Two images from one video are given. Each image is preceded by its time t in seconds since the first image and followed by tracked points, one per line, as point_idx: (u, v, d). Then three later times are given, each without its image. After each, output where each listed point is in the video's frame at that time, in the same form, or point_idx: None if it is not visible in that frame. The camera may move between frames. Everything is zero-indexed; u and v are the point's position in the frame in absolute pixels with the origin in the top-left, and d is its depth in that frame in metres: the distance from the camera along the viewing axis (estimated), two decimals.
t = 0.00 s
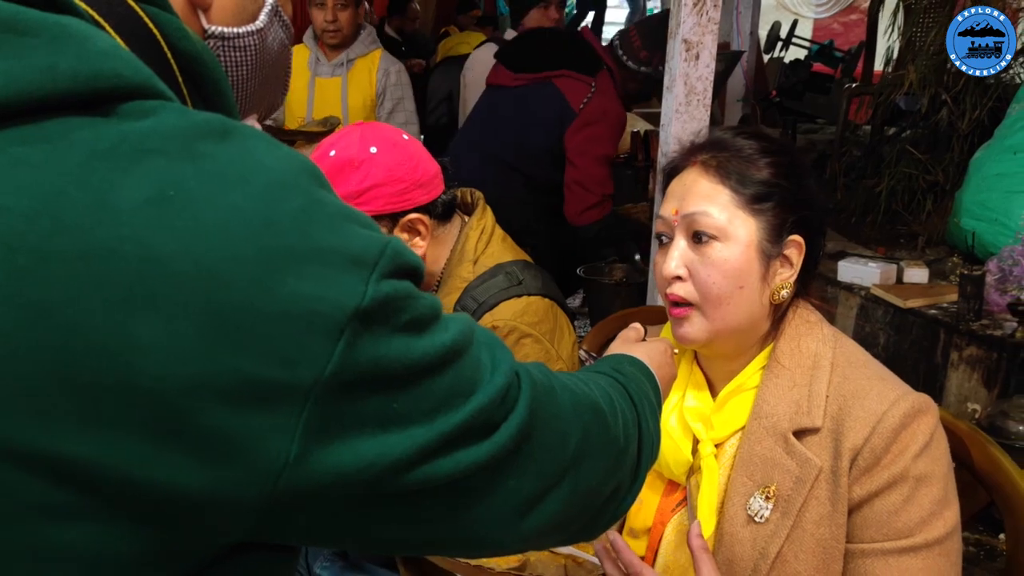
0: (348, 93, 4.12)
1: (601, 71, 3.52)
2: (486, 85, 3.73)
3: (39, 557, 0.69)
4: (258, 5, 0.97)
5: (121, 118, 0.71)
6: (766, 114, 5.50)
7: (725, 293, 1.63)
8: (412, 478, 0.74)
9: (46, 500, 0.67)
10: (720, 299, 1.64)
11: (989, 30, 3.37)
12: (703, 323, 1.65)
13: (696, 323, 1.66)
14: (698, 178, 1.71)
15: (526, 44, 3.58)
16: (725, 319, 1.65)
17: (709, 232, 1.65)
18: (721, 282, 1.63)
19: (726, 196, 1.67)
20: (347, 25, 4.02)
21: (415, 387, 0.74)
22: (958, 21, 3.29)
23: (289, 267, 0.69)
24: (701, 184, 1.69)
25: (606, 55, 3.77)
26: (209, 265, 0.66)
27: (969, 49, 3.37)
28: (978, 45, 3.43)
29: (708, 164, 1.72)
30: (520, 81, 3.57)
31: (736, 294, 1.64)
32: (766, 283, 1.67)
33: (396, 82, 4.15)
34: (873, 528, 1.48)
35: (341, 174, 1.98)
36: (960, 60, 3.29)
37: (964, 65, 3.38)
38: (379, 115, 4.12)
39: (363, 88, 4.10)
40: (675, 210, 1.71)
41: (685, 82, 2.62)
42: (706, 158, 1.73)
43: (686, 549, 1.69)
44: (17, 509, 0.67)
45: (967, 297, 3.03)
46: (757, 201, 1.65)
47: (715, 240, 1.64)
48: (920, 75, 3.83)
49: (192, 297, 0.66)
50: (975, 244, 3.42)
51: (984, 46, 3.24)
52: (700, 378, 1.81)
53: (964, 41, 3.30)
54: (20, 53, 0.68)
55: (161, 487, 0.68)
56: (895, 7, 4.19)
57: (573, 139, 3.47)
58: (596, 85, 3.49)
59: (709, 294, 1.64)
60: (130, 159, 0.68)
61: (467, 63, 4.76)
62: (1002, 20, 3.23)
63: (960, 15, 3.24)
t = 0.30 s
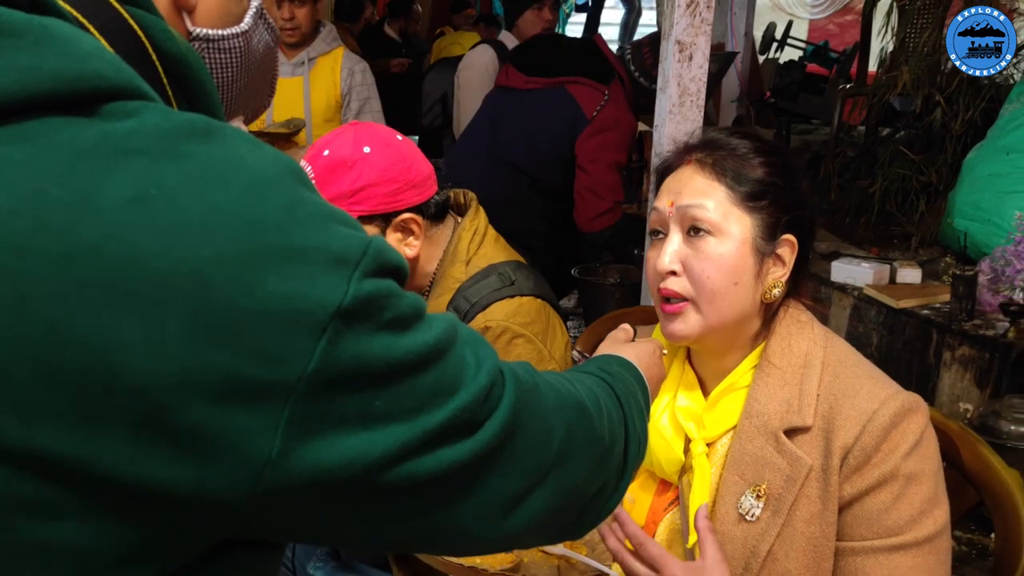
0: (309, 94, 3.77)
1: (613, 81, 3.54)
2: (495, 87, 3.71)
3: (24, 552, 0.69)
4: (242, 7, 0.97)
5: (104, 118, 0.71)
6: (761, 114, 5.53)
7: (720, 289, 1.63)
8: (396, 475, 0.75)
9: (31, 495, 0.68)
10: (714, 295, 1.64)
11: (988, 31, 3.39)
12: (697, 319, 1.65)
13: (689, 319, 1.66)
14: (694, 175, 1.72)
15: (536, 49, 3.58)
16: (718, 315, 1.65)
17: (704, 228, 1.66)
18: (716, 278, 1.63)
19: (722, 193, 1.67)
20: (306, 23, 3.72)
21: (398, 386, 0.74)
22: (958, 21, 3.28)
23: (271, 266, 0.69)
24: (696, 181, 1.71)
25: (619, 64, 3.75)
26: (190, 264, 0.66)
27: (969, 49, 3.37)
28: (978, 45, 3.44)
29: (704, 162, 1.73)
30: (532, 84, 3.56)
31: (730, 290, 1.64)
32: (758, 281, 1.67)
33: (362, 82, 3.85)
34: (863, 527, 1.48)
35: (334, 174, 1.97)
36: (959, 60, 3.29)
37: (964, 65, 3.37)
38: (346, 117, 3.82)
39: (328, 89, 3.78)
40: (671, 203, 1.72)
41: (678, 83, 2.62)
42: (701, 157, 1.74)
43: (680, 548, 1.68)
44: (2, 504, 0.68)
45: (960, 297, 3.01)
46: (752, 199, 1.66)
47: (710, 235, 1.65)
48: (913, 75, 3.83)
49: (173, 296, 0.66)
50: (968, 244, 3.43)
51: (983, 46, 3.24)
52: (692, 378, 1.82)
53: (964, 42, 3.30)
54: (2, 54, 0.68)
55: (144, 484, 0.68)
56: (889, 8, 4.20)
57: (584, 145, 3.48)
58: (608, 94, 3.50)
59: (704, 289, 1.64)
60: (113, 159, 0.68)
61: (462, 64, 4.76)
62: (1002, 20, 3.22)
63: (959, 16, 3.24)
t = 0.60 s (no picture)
0: (271, 100, 3.52)
1: (616, 87, 3.57)
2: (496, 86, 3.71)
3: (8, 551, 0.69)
4: (231, 9, 0.97)
5: (91, 118, 0.71)
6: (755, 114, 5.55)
7: (712, 292, 1.64)
8: (383, 472, 0.75)
9: (18, 492, 0.68)
10: (708, 301, 1.64)
11: (990, 29, 3.26)
12: (688, 323, 1.65)
13: (682, 322, 1.66)
14: (682, 180, 1.71)
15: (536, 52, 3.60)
16: (711, 317, 1.65)
17: (695, 232, 1.66)
18: (708, 281, 1.63)
19: (709, 196, 1.68)
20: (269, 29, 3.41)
21: (384, 383, 0.74)
22: (956, 20, 3.18)
23: (256, 264, 0.69)
24: (684, 185, 1.70)
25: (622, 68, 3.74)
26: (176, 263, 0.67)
27: (969, 49, 3.25)
28: (979, 44, 3.31)
29: (691, 166, 1.72)
30: (535, 86, 3.58)
31: (723, 294, 1.65)
32: (749, 282, 1.68)
33: (326, 91, 3.57)
34: (849, 523, 1.50)
35: (346, 151, 2.03)
36: (960, 60, 3.22)
37: (963, 65, 3.27)
38: (305, 128, 3.57)
39: (290, 98, 3.51)
40: (660, 207, 1.71)
41: (671, 84, 2.63)
42: (688, 160, 1.74)
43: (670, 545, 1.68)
44: None
45: (952, 297, 3.03)
46: (741, 201, 1.67)
47: (701, 239, 1.65)
48: (907, 76, 3.84)
49: (159, 295, 0.66)
50: (961, 244, 3.44)
51: (985, 45, 3.15)
52: (683, 377, 1.82)
53: (965, 40, 3.20)
54: None
55: (132, 482, 0.69)
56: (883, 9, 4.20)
57: (588, 149, 3.47)
58: (613, 98, 3.52)
59: (697, 292, 1.64)
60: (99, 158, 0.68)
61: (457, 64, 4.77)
62: (1002, 19, 3.11)
63: (960, 14, 3.16)
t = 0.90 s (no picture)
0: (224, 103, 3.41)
1: (613, 88, 3.62)
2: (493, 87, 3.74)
3: None
4: (223, 9, 0.98)
5: (83, 118, 0.71)
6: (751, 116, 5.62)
7: (697, 292, 1.65)
8: (373, 470, 0.75)
9: (9, 489, 0.68)
10: (692, 297, 1.65)
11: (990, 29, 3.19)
12: (673, 319, 1.66)
13: (667, 319, 1.67)
14: (670, 177, 1.72)
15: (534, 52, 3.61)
16: (696, 314, 1.66)
17: (682, 229, 1.67)
18: (693, 280, 1.64)
19: (698, 194, 1.68)
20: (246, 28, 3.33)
21: (375, 382, 0.75)
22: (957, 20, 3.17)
23: (248, 263, 0.70)
24: (673, 182, 1.71)
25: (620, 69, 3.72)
26: (168, 263, 0.67)
27: (969, 50, 3.21)
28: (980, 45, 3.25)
29: (680, 163, 1.73)
30: (534, 85, 3.61)
31: (708, 292, 1.65)
32: (735, 282, 1.69)
33: (282, 97, 3.47)
34: (837, 522, 1.54)
35: (372, 123, 2.05)
36: (961, 60, 3.21)
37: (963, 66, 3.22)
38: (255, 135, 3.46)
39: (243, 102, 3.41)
40: (647, 206, 1.72)
41: (666, 85, 2.63)
42: (678, 158, 1.75)
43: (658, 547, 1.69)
44: None
45: (946, 298, 3.06)
46: (729, 200, 1.68)
47: (687, 237, 1.66)
48: (901, 77, 3.86)
49: (150, 295, 0.67)
50: (955, 244, 3.45)
51: (985, 45, 3.16)
52: (671, 377, 1.82)
53: (966, 40, 3.19)
54: None
55: (123, 481, 0.69)
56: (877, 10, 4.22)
57: (587, 148, 3.52)
58: (610, 100, 3.58)
59: (682, 291, 1.65)
60: (89, 158, 0.68)
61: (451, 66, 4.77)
62: (1002, 20, 3.08)
63: (959, 14, 3.16)
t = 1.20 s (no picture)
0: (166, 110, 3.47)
1: (608, 89, 3.65)
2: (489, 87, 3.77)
3: None
4: (211, 11, 0.98)
5: (67, 118, 0.71)
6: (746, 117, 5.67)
7: (691, 296, 1.65)
8: (356, 472, 0.75)
9: None
10: (686, 301, 1.65)
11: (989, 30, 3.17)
12: (668, 323, 1.67)
13: (662, 322, 1.68)
14: (659, 181, 1.72)
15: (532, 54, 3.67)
16: (691, 319, 1.67)
17: (673, 235, 1.67)
18: (685, 284, 1.65)
19: (688, 198, 1.68)
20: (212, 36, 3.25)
21: (359, 384, 0.75)
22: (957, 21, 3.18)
23: (231, 265, 0.69)
24: (662, 186, 1.71)
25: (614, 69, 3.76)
26: (147, 265, 0.67)
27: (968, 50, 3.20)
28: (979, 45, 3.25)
29: (668, 167, 1.73)
30: (529, 86, 3.64)
31: (702, 295, 1.66)
32: (728, 283, 1.69)
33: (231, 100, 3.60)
34: (828, 521, 1.55)
35: (390, 112, 2.07)
36: (960, 60, 3.18)
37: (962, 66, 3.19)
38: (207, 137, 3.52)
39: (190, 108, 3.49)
40: (638, 212, 1.71)
41: (660, 86, 2.63)
42: (667, 161, 1.75)
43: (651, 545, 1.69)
44: None
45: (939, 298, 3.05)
46: (718, 202, 1.68)
47: (679, 242, 1.66)
48: (895, 78, 3.82)
49: (133, 296, 0.67)
50: (949, 244, 3.45)
51: (985, 45, 3.14)
52: (665, 378, 1.82)
53: (966, 40, 3.17)
54: None
55: (108, 483, 0.69)
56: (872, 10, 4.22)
57: (582, 148, 3.53)
58: (603, 100, 3.61)
59: (675, 295, 1.65)
60: (73, 158, 0.68)
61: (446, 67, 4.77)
62: (1003, 20, 3.09)
63: (959, 14, 3.15)
